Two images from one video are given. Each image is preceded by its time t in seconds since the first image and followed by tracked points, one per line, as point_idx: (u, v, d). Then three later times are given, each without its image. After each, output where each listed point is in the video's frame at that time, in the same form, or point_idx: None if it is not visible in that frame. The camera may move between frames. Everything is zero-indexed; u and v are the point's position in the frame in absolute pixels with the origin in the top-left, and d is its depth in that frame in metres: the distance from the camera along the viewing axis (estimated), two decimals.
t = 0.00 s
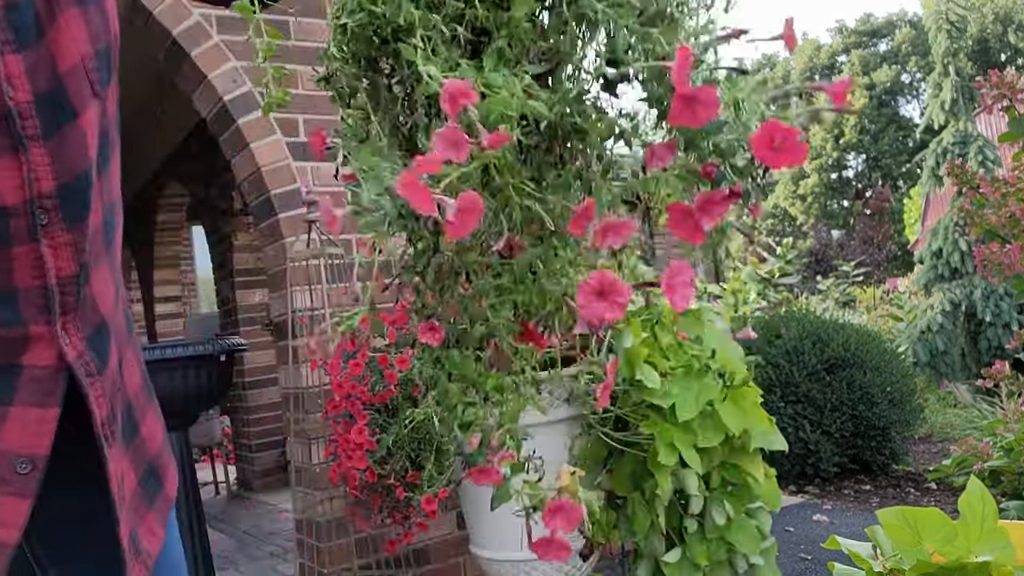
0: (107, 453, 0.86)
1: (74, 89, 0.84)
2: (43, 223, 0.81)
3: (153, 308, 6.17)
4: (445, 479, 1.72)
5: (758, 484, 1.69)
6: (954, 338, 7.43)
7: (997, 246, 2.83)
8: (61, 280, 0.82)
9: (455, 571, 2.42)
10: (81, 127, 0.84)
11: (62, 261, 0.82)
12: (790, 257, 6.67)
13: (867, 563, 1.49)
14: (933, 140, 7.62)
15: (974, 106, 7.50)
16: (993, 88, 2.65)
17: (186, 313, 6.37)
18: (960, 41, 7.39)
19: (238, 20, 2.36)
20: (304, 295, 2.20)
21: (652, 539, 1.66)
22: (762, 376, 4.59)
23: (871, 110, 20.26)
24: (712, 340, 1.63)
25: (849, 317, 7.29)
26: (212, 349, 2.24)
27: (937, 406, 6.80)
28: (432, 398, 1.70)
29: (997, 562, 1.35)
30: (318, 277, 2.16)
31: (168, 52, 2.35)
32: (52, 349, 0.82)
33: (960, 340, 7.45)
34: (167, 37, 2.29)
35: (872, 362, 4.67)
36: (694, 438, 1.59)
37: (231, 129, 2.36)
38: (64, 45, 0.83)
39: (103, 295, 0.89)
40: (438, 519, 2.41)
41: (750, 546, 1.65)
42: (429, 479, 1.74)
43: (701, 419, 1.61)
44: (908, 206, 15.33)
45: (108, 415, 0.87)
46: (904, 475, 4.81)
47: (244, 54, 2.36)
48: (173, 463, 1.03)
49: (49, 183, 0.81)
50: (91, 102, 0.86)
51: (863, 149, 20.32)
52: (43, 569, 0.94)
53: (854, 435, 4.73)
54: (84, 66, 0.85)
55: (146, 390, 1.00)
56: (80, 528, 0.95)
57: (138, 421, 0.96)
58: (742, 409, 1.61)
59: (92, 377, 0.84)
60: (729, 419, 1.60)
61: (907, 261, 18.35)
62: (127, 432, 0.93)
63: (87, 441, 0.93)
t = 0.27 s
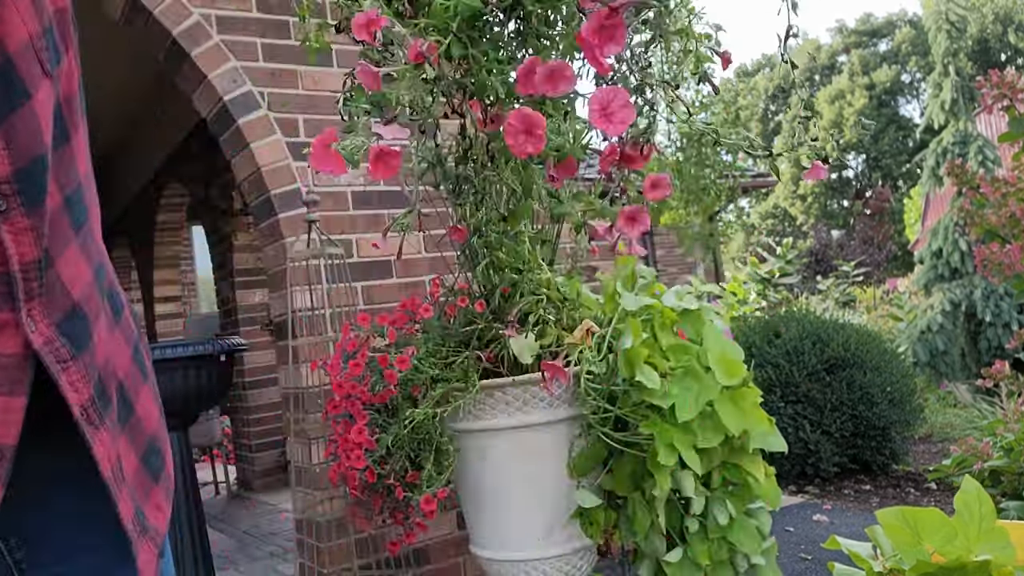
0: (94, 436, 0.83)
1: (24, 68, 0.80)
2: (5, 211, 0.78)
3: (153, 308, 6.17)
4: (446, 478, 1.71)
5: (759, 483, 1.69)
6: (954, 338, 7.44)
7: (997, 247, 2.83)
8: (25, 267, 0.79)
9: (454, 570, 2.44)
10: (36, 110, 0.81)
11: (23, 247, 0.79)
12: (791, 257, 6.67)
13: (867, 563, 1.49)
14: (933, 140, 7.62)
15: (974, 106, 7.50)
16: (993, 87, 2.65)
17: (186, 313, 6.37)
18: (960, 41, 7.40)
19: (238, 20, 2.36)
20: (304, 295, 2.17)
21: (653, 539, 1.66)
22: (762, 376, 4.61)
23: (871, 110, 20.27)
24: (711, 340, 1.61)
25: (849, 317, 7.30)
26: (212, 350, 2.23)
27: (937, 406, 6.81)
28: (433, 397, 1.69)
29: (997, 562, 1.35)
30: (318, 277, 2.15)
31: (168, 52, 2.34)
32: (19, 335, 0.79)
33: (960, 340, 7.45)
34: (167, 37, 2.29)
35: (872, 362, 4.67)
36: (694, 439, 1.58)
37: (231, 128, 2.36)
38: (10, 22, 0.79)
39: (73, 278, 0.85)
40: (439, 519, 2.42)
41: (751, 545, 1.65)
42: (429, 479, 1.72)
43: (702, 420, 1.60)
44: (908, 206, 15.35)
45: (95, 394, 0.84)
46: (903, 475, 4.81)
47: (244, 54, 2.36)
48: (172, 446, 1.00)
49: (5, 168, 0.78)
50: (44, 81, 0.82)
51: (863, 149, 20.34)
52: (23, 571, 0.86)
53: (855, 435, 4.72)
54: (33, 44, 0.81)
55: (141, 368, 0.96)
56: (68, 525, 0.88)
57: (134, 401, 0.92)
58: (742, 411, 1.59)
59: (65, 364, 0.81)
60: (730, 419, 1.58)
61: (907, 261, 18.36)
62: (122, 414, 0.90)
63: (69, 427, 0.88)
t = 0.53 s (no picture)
0: (96, 428, 0.81)
1: (21, 68, 0.75)
2: None
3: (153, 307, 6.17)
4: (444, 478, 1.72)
5: (757, 483, 1.70)
6: (952, 337, 7.46)
7: (995, 247, 2.84)
8: (19, 263, 0.75)
9: (454, 569, 2.44)
10: (32, 109, 0.76)
11: (18, 242, 0.75)
12: (789, 257, 6.69)
13: (866, 563, 1.50)
14: (932, 140, 7.63)
15: (973, 106, 7.51)
16: (991, 88, 2.66)
17: (186, 312, 6.37)
18: (958, 41, 7.40)
19: (239, 20, 2.36)
20: (305, 295, 2.13)
21: (652, 539, 1.67)
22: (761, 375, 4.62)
23: (869, 110, 20.29)
24: (711, 340, 1.63)
25: (847, 316, 7.32)
26: (213, 350, 2.24)
27: (936, 406, 6.84)
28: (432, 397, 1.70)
29: (996, 562, 1.36)
30: (318, 277, 2.13)
31: (168, 53, 2.35)
32: (12, 332, 0.75)
33: (958, 340, 7.47)
34: (167, 37, 2.29)
35: (871, 362, 4.68)
36: (694, 439, 1.59)
37: (231, 129, 2.36)
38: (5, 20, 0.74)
39: (71, 274, 0.82)
40: (439, 518, 2.43)
41: (749, 545, 1.67)
42: (429, 478, 1.73)
43: (701, 420, 1.61)
44: (907, 206, 15.37)
45: (97, 388, 0.82)
46: (902, 474, 4.82)
47: (245, 54, 2.36)
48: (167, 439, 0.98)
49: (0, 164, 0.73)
50: (41, 81, 0.78)
51: (862, 149, 20.37)
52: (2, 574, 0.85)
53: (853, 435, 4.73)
54: (29, 42, 0.76)
55: (140, 367, 0.93)
56: (56, 521, 0.86)
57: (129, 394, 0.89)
58: (743, 410, 1.61)
59: (59, 357, 0.78)
60: (730, 418, 1.59)
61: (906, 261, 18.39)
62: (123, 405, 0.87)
63: (64, 420, 0.85)
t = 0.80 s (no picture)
0: (101, 426, 0.85)
1: (37, 77, 0.81)
2: (12, 207, 0.79)
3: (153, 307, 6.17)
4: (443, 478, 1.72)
5: (758, 483, 1.71)
6: (952, 337, 7.46)
7: (995, 247, 2.84)
8: (31, 261, 0.80)
9: (454, 569, 2.44)
10: (46, 116, 0.82)
11: (30, 242, 0.80)
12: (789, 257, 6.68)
13: (866, 562, 1.50)
14: (932, 140, 7.62)
15: (972, 105, 7.51)
16: (991, 88, 2.66)
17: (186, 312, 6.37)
18: (958, 41, 7.40)
19: (239, 20, 2.36)
20: (305, 295, 2.14)
21: (653, 538, 1.67)
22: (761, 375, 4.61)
23: (869, 110, 20.29)
24: (711, 340, 1.63)
25: (847, 316, 7.32)
26: (213, 350, 2.23)
27: (936, 406, 6.83)
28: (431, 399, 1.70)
29: (996, 562, 1.36)
30: (318, 277, 2.13)
31: (168, 53, 2.35)
32: (23, 328, 0.80)
33: (958, 340, 7.47)
34: (167, 37, 2.30)
35: (870, 362, 4.68)
36: (694, 438, 1.60)
37: (231, 129, 2.36)
38: (23, 36, 0.80)
39: (83, 275, 0.87)
40: (439, 518, 2.43)
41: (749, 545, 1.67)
42: (429, 478, 1.73)
43: (702, 421, 1.61)
44: (907, 206, 15.36)
45: (106, 386, 0.86)
46: (902, 474, 4.82)
47: (245, 54, 2.36)
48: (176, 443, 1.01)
49: (14, 168, 0.79)
50: (57, 90, 0.84)
51: (862, 149, 20.37)
52: None
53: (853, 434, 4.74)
54: (46, 54, 0.82)
55: (152, 371, 0.97)
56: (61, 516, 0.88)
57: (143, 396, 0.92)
58: (743, 410, 1.61)
59: (68, 355, 0.82)
60: (730, 418, 1.60)
61: (906, 261, 18.38)
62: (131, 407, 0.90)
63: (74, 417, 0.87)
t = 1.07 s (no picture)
0: (118, 421, 0.85)
1: (63, 86, 0.84)
2: (40, 213, 0.82)
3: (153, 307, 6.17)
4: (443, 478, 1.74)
5: (758, 484, 1.71)
6: (952, 337, 7.46)
7: (995, 247, 2.84)
8: (57, 263, 0.82)
9: (455, 569, 2.44)
10: (73, 124, 0.85)
11: (58, 245, 0.82)
12: (789, 257, 6.68)
13: (866, 562, 1.50)
14: (932, 140, 7.62)
15: (972, 105, 7.50)
16: (991, 88, 2.66)
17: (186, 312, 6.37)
18: (958, 41, 7.39)
19: (239, 20, 2.36)
20: (304, 295, 2.17)
21: (653, 538, 1.68)
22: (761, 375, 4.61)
23: (869, 110, 20.28)
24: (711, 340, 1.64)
25: (847, 316, 7.32)
26: (213, 349, 2.23)
27: (936, 406, 6.83)
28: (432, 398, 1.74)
29: (995, 561, 1.36)
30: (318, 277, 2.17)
31: (169, 54, 2.35)
32: (47, 327, 0.81)
33: (958, 340, 7.47)
34: (167, 37, 2.30)
35: (870, 362, 4.68)
36: (694, 439, 1.60)
37: (231, 129, 2.36)
38: (49, 48, 0.84)
39: (105, 275, 0.88)
40: (440, 518, 2.43)
41: (749, 544, 1.68)
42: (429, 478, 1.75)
43: (702, 422, 1.62)
44: (907, 206, 15.36)
45: (124, 382, 0.86)
46: (902, 474, 4.82)
47: (245, 54, 2.36)
48: (200, 434, 1.01)
49: (43, 174, 0.82)
50: (81, 99, 0.87)
51: (862, 149, 20.36)
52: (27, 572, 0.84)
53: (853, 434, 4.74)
54: (72, 64, 0.86)
55: (174, 366, 0.98)
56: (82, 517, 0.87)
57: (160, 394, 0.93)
58: (743, 410, 1.62)
59: (89, 352, 0.83)
60: (730, 418, 1.61)
61: (906, 260, 18.38)
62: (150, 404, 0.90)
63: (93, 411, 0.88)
